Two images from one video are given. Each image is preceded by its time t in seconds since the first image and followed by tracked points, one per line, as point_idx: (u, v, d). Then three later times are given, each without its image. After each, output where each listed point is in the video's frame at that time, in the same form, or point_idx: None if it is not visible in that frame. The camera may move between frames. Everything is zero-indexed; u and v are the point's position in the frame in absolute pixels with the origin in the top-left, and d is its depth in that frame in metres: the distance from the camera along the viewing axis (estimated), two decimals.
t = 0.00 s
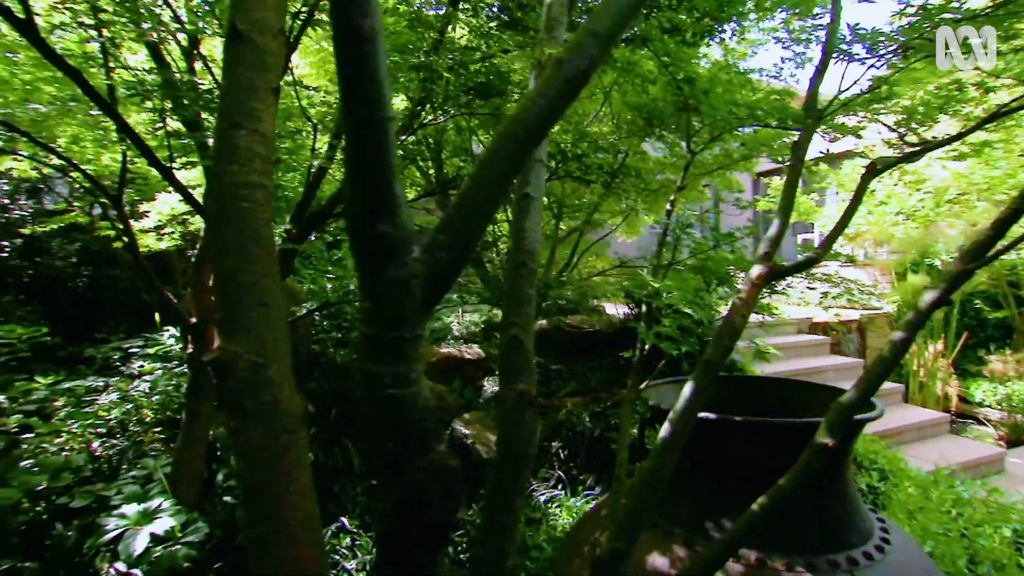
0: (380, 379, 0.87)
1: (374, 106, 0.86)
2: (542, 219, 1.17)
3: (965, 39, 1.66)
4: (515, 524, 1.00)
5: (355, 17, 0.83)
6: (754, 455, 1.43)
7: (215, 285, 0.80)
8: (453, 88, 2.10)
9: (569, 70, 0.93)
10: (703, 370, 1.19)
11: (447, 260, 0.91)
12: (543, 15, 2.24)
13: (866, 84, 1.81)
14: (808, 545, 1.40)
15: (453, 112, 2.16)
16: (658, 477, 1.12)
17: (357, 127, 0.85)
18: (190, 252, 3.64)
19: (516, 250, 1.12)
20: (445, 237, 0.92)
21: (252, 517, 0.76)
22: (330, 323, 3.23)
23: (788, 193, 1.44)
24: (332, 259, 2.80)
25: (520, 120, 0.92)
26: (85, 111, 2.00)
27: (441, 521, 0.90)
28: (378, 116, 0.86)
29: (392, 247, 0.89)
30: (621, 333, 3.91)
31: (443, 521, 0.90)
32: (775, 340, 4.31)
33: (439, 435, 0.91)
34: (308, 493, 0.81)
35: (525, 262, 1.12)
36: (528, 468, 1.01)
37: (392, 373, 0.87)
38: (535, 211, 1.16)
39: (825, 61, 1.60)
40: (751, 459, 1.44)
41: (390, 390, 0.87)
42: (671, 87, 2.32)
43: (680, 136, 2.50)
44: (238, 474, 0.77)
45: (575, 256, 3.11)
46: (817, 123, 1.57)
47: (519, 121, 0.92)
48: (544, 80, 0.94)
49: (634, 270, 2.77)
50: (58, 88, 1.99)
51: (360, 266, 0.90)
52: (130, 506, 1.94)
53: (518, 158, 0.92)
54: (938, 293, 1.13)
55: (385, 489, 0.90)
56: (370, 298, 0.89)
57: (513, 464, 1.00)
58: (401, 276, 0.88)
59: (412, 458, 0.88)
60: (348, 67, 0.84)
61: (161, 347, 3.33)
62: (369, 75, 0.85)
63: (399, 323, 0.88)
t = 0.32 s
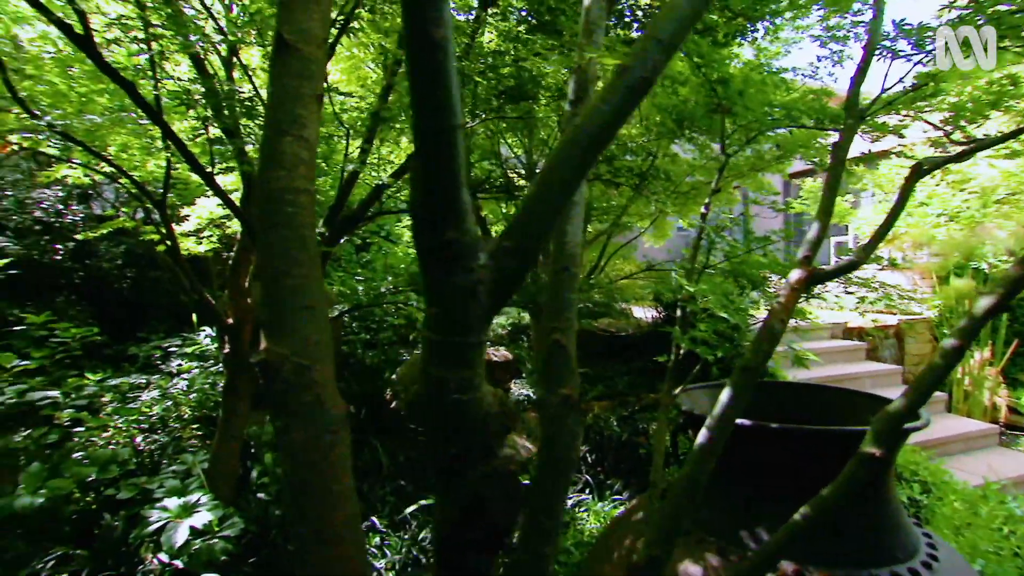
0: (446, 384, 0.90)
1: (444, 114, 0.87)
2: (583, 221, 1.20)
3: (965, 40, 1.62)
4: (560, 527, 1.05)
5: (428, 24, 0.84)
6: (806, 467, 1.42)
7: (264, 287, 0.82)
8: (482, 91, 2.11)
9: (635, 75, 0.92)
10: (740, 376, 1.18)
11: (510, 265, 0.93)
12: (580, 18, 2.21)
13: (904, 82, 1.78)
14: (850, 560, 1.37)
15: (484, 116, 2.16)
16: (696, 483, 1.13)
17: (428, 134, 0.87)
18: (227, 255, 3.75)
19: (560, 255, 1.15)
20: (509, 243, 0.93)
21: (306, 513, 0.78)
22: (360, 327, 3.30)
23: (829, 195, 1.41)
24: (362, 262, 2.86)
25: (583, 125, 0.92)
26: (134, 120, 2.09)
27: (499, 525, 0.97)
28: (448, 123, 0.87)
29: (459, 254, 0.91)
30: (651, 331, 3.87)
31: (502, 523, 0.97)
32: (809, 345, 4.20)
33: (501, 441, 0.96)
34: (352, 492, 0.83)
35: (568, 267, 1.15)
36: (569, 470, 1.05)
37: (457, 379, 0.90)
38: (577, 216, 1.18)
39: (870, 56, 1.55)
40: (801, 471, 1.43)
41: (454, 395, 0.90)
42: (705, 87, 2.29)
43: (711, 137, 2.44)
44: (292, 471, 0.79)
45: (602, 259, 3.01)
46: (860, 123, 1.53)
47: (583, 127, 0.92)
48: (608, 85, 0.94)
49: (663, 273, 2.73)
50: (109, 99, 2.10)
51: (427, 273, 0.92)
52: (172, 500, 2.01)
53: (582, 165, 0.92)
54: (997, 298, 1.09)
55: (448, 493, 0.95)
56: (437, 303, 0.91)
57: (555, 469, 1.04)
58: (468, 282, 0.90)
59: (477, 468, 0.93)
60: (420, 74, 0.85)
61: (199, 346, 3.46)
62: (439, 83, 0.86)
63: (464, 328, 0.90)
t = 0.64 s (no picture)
0: (507, 389, 0.90)
1: (507, 120, 0.85)
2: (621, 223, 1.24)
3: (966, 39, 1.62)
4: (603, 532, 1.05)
5: (495, 30, 0.83)
6: (852, 472, 1.41)
7: (304, 291, 0.85)
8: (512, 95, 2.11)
9: (696, 79, 0.97)
10: (777, 382, 1.17)
11: (573, 270, 0.94)
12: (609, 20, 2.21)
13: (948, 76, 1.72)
14: None
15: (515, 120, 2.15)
16: (732, 491, 1.13)
17: (491, 139, 0.86)
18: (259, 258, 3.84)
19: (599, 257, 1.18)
20: (571, 248, 0.95)
21: (348, 509, 0.79)
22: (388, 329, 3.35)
23: (870, 197, 1.38)
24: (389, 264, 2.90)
25: (644, 129, 0.95)
26: (176, 127, 2.17)
27: (559, 531, 0.95)
28: (514, 128, 0.86)
29: (522, 261, 0.90)
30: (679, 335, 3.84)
31: (560, 529, 0.95)
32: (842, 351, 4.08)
33: (559, 446, 0.96)
34: (389, 492, 0.84)
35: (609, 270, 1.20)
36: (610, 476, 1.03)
37: (518, 385, 0.91)
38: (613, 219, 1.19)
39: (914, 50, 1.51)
40: (846, 476, 1.43)
41: (515, 399, 0.90)
42: (735, 87, 2.24)
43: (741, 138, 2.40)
44: (331, 468, 0.81)
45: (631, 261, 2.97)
46: (903, 121, 1.49)
47: (644, 131, 0.95)
48: (669, 91, 0.97)
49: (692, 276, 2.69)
50: (154, 107, 2.18)
51: (488, 279, 0.91)
52: (208, 495, 2.06)
53: (644, 169, 0.94)
54: None
55: (505, 497, 0.94)
56: (497, 306, 0.91)
57: (598, 475, 1.02)
58: (532, 288, 0.90)
59: (537, 471, 0.92)
60: (485, 81, 0.84)
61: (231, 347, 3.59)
62: (504, 90, 0.85)
63: (527, 332, 0.91)
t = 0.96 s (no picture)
0: (562, 392, 0.89)
1: (567, 126, 0.85)
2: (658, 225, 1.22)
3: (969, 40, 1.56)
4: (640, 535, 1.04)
5: (558, 39, 0.82)
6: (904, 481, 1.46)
7: (344, 294, 0.86)
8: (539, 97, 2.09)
9: (748, 88, 1.01)
10: (812, 387, 1.14)
11: (628, 274, 0.93)
12: (636, 20, 2.19)
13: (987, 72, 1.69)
14: None
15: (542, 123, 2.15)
16: (766, 496, 1.11)
17: (551, 146, 0.84)
18: (287, 259, 3.92)
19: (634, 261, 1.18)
20: (626, 252, 0.94)
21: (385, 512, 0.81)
22: (413, 330, 3.39)
23: (909, 198, 1.36)
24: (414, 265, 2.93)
25: (697, 136, 0.98)
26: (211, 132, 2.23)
27: (609, 537, 0.94)
28: (573, 136, 0.85)
29: (578, 264, 0.88)
30: (706, 336, 3.84)
31: (611, 535, 0.94)
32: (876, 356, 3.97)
33: (610, 450, 0.92)
34: (424, 492, 0.85)
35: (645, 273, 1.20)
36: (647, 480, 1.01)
37: (572, 388, 0.89)
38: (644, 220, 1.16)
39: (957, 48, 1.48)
40: (900, 486, 1.48)
41: (570, 403, 0.88)
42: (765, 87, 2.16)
43: (770, 139, 2.36)
44: (367, 468, 0.82)
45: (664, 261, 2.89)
46: (947, 119, 1.45)
47: (698, 136, 0.98)
48: (720, 100, 1.01)
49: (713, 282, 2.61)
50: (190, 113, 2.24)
51: (541, 282, 0.90)
52: (239, 491, 2.14)
53: (699, 175, 0.97)
54: None
55: (554, 503, 0.92)
56: (552, 310, 0.90)
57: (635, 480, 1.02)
58: (588, 292, 0.88)
59: (589, 476, 0.90)
60: (546, 88, 0.83)
61: (261, 346, 3.78)
62: (566, 96, 0.84)
63: (580, 335, 0.89)
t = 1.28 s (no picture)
0: (614, 396, 0.89)
1: (622, 126, 0.85)
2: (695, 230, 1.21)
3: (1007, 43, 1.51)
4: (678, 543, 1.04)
5: (616, 40, 0.82)
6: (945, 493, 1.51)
7: (380, 296, 0.87)
8: (565, 99, 2.11)
9: (803, 91, 0.99)
10: (848, 392, 1.12)
11: (683, 282, 0.94)
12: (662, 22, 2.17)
13: None
14: None
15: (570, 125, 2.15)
16: (799, 504, 1.08)
17: (608, 148, 0.85)
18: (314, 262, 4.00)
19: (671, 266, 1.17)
20: (680, 260, 0.95)
21: (420, 514, 0.81)
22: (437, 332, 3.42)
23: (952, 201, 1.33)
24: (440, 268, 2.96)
25: (752, 139, 0.97)
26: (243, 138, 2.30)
27: (659, 543, 0.94)
28: (631, 140, 0.86)
29: (633, 271, 0.90)
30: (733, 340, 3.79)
31: (662, 539, 0.94)
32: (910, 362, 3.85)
33: (662, 456, 0.94)
34: (456, 493, 0.86)
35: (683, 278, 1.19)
36: (683, 487, 0.98)
37: (624, 393, 0.89)
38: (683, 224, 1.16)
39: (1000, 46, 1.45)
40: (942, 497, 1.53)
41: (622, 408, 0.89)
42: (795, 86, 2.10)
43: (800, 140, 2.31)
44: (402, 469, 0.83)
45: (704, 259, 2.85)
46: (990, 117, 1.41)
47: (754, 141, 0.97)
48: (776, 104, 1.00)
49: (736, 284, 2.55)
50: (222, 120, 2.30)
51: (597, 285, 0.91)
52: (267, 489, 2.17)
53: (755, 178, 0.96)
54: None
55: (604, 508, 0.93)
56: (605, 316, 0.91)
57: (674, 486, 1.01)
58: (642, 298, 0.90)
59: (642, 480, 0.91)
60: (601, 91, 0.84)
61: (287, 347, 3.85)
62: (622, 98, 0.84)
63: (631, 340, 0.89)
